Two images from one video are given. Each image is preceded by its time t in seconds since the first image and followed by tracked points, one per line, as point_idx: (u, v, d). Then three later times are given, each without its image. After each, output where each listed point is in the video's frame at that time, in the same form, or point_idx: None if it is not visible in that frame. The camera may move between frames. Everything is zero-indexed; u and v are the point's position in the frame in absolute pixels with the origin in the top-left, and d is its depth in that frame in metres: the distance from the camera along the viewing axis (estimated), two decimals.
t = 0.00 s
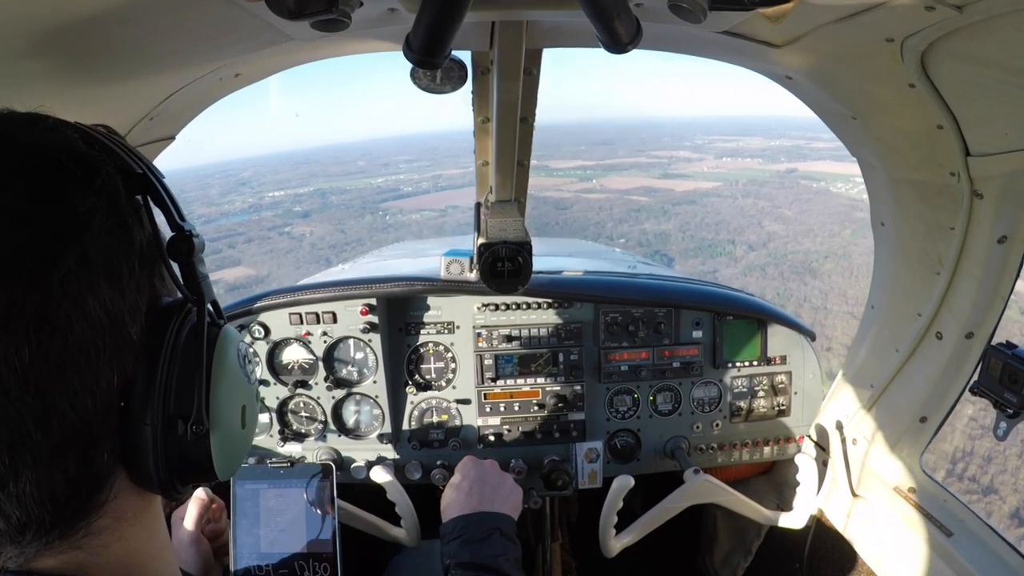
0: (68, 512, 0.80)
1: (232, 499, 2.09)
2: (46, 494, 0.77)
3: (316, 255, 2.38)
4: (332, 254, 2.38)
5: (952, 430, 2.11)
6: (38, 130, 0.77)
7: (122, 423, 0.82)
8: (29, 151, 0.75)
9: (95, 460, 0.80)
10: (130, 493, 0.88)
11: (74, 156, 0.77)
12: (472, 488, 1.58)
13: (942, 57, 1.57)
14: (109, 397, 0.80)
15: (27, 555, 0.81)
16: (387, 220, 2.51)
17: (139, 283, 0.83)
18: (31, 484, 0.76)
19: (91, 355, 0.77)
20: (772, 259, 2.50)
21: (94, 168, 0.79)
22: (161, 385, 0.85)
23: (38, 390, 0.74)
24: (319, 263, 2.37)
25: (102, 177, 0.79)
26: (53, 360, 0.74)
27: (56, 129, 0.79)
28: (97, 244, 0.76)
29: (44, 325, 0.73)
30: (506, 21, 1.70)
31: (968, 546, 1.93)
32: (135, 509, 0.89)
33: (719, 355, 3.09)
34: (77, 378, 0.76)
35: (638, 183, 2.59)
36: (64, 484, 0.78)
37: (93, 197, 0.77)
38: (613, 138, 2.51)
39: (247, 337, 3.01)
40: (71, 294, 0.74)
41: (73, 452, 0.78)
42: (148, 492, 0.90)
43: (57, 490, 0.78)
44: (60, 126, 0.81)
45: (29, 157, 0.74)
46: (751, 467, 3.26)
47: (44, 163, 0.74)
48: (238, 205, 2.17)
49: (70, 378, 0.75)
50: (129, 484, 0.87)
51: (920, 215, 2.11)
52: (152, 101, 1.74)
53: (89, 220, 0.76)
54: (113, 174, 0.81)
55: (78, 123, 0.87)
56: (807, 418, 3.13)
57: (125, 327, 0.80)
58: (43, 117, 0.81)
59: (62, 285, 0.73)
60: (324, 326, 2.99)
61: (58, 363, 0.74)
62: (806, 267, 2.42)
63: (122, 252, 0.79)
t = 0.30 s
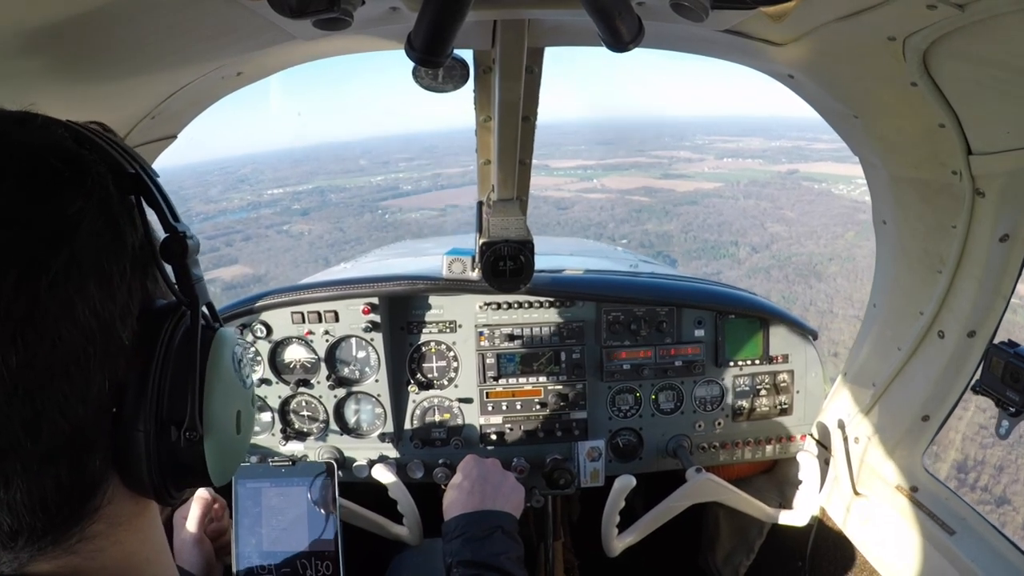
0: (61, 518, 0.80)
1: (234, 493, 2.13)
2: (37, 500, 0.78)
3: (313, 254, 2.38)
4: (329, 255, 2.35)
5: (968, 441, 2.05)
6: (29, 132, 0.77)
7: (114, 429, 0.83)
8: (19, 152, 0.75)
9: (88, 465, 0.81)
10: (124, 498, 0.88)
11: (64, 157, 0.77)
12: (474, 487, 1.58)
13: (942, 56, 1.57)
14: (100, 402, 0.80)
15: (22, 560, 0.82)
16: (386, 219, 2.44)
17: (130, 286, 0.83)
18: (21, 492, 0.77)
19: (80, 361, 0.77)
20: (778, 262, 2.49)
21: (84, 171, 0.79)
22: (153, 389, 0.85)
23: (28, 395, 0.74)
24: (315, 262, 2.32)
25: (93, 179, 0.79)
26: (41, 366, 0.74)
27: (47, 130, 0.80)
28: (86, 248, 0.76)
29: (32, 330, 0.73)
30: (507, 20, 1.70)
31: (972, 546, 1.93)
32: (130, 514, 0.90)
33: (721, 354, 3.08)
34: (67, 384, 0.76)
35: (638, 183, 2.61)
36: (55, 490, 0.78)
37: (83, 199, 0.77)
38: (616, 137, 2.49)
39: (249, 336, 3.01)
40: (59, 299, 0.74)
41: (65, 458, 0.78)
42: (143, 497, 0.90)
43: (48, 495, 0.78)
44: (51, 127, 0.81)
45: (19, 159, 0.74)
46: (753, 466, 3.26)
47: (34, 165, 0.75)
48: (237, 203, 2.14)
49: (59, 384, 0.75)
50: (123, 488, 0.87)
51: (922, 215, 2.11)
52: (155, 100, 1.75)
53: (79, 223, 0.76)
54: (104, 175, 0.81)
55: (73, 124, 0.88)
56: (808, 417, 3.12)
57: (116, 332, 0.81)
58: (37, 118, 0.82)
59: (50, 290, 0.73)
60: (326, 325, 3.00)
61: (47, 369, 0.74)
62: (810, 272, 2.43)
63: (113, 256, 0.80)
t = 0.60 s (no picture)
0: (53, 515, 0.81)
1: (235, 493, 2.14)
2: (29, 497, 0.78)
3: (312, 253, 2.31)
4: (328, 253, 2.30)
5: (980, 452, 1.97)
6: (27, 133, 0.78)
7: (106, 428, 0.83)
8: (15, 153, 0.75)
9: (80, 464, 0.81)
10: (116, 497, 0.89)
11: (62, 159, 0.78)
12: (474, 486, 1.58)
13: (943, 55, 1.57)
14: (93, 401, 0.80)
15: (15, 555, 0.82)
16: (385, 218, 2.37)
17: (125, 288, 0.83)
18: (14, 486, 0.77)
19: (73, 361, 0.77)
20: (779, 266, 2.45)
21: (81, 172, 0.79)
22: (145, 390, 0.86)
23: (21, 393, 0.74)
24: (314, 260, 2.26)
25: (89, 181, 0.79)
26: (34, 365, 0.74)
27: (45, 132, 0.80)
28: (80, 249, 0.77)
29: (26, 330, 0.73)
30: (509, 19, 1.70)
31: (973, 546, 1.93)
32: (123, 511, 0.90)
33: (721, 353, 3.08)
34: (59, 384, 0.76)
35: (638, 184, 2.55)
36: (47, 489, 0.79)
37: (79, 201, 0.77)
38: (614, 139, 2.56)
39: (250, 335, 3.02)
40: (54, 300, 0.74)
41: (57, 457, 0.79)
42: (135, 496, 0.91)
43: (39, 492, 0.78)
44: (49, 129, 0.81)
45: (13, 160, 0.74)
46: (753, 465, 3.26)
47: (28, 166, 0.75)
48: (236, 199, 2.19)
49: (52, 383, 0.76)
50: (115, 486, 0.88)
51: (924, 215, 2.11)
52: (156, 99, 1.75)
53: (75, 225, 0.76)
54: (100, 177, 0.82)
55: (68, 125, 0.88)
56: (809, 416, 3.12)
57: (110, 332, 0.81)
58: (33, 118, 0.82)
59: (44, 290, 0.74)
60: (326, 323, 3.00)
61: (40, 368, 0.75)
62: (815, 275, 2.41)
63: (107, 258, 0.80)
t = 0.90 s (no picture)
0: (51, 516, 0.80)
1: (235, 494, 2.12)
2: (27, 496, 0.78)
3: (311, 251, 2.34)
4: (325, 250, 2.32)
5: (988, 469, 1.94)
6: (28, 130, 0.78)
7: (106, 427, 0.83)
8: (15, 151, 0.75)
9: (78, 464, 0.81)
10: (116, 497, 0.88)
11: (62, 156, 0.77)
12: (474, 485, 1.58)
13: (943, 54, 1.57)
14: (92, 401, 0.80)
15: (14, 554, 0.82)
16: (384, 215, 2.44)
17: (126, 287, 0.83)
18: (12, 486, 0.77)
19: (71, 359, 0.77)
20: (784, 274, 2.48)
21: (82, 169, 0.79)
22: (146, 390, 0.85)
23: (19, 393, 0.74)
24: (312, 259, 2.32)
25: (91, 179, 0.79)
26: (31, 364, 0.74)
27: (47, 129, 0.80)
28: (80, 247, 0.76)
29: (24, 328, 0.73)
30: (508, 18, 1.70)
31: (973, 545, 1.93)
32: (124, 511, 0.90)
33: (720, 352, 3.08)
34: (58, 382, 0.76)
35: (641, 188, 2.52)
36: (45, 489, 0.78)
37: (79, 198, 0.77)
38: (614, 141, 2.54)
39: (249, 334, 3.02)
40: (52, 298, 0.74)
41: (55, 456, 0.78)
42: (136, 496, 0.90)
43: (38, 492, 0.78)
44: (52, 126, 0.81)
45: (13, 157, 0.74)
46: (751, 464, 3.26)
47: (28, 164, 0.74)
48: (234, 194, 2.19)
49: (51, 383, 0.75)
50: (116, 486, 0.87)
51: (924, 214, 2.11)
52: (154, 98, 1.75)
53: (75, 222, 0.76)
54: (103, 175, 0.81)
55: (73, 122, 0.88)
56: (808, 415, 3.10)
57: (110, 331, 0.81)
58: (36, 115, 0.82)
59: (43, 288, 0.73)
60: (325, 322, 3.00)
61: (38, 367, 0.74)
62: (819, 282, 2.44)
63: (108, 256, 0.80)
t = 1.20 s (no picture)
0: (62, 528, 0.80)
1: (235, 494, 2.11)
2: (39, 509, 0.78)
3: (308, 248, 2.36)
4: (325, 250, 2.36)
5: (997, 487, 1.93)
6: (36, 132, 0.77)
7: (119, 438, 0.83)
8: (26, 156, 0.74)
9: (90, 476, 0.81)
10: (127, 506, 0.88)
11: (72, 161, 0.77)
12: (474, 486, 1.58)
13: (941, 54, 1.57)
14: (104, 413, 0.80)
15: (24, 563, 0.82)
16: (384, 214, 2.46)
17: (140, 294, 0.83)
18: (24, 500, 0.77)
19: (84, 371, 0.77)
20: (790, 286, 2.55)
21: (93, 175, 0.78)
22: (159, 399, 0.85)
23: (30, 405, 0.74)
24: (310, 257, 2.32)
25: (103, 185, 0.79)
26: (44, 376, 0.74)
27: (57, 131, 0.79)
28: (93, 255, 0.76)
29: (37, 340, 0.73)
30: (506, 18, 1.70)
31: (972, 545, 1.93)
32: (135, 519, 0.89)
33: (719, 352, 3.09)
34: (71, 395, 0.76)
35: (643, 191, 2.55)
36: (57, 500, 0.78)
37: (91, 205, 0.76)
38: (615, 144, 2.50)
39: (248, 334, 3.02)
40: (65, 308, 0.74)
41: (66, 469, 0.78)
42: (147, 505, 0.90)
43: (49, 505, 0.78)
44: (63, 128, 0.80)
45: (24, 164, 0.74)
46: (751, 464, 3.27)
47: (40, 171, 0.74)
48: (231, 189, 2.15)
49: (63, 396, 0.75)
50: (127, 496, 0.87)
51: (922, 213, 2.11)
52: (152, 98, 1.75)
53: (86, 230, 0.76)
54: (115, 180, 0.81)
55: (82, 123, 0.87)
56: (807, 415, 3.10)
57: (123, 341, 0.80)
58: (46, 116, 0.82)
59: (55, 298, 0.73)
60: (324, 322, 2.99)
61: (51, 379, 0.74)
62: (824, 292, 2.50)
63: (121, 263, 0.79)
